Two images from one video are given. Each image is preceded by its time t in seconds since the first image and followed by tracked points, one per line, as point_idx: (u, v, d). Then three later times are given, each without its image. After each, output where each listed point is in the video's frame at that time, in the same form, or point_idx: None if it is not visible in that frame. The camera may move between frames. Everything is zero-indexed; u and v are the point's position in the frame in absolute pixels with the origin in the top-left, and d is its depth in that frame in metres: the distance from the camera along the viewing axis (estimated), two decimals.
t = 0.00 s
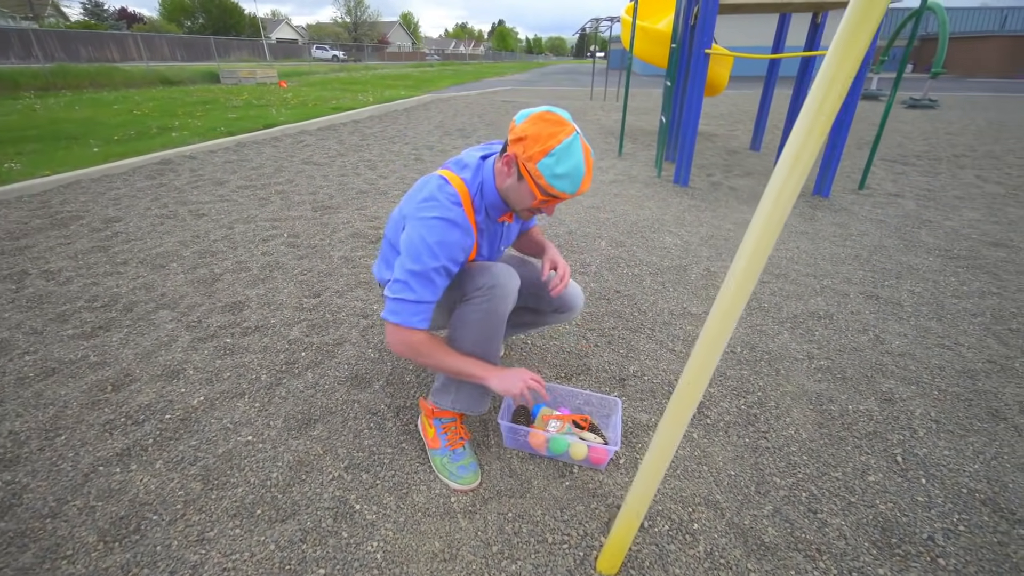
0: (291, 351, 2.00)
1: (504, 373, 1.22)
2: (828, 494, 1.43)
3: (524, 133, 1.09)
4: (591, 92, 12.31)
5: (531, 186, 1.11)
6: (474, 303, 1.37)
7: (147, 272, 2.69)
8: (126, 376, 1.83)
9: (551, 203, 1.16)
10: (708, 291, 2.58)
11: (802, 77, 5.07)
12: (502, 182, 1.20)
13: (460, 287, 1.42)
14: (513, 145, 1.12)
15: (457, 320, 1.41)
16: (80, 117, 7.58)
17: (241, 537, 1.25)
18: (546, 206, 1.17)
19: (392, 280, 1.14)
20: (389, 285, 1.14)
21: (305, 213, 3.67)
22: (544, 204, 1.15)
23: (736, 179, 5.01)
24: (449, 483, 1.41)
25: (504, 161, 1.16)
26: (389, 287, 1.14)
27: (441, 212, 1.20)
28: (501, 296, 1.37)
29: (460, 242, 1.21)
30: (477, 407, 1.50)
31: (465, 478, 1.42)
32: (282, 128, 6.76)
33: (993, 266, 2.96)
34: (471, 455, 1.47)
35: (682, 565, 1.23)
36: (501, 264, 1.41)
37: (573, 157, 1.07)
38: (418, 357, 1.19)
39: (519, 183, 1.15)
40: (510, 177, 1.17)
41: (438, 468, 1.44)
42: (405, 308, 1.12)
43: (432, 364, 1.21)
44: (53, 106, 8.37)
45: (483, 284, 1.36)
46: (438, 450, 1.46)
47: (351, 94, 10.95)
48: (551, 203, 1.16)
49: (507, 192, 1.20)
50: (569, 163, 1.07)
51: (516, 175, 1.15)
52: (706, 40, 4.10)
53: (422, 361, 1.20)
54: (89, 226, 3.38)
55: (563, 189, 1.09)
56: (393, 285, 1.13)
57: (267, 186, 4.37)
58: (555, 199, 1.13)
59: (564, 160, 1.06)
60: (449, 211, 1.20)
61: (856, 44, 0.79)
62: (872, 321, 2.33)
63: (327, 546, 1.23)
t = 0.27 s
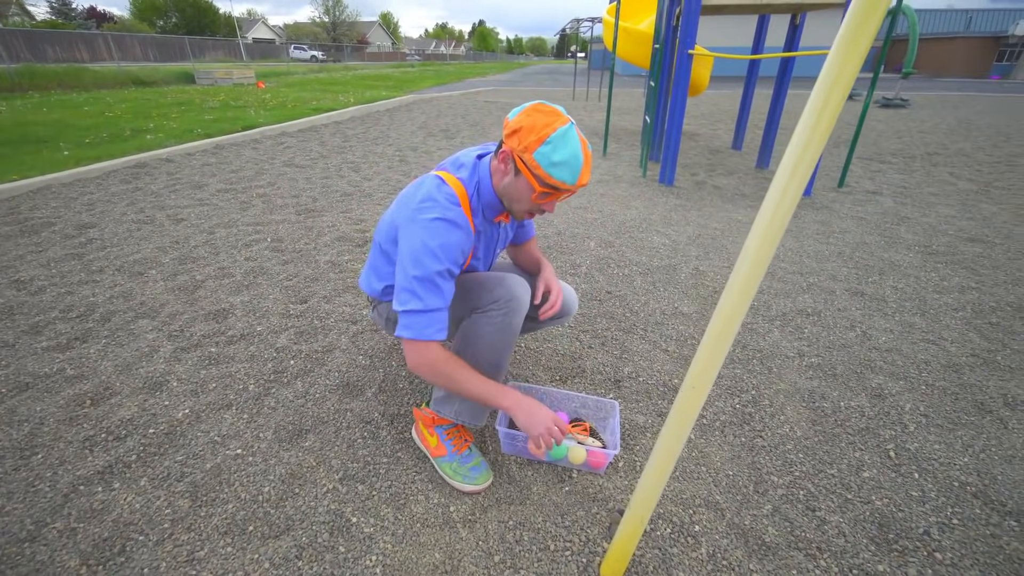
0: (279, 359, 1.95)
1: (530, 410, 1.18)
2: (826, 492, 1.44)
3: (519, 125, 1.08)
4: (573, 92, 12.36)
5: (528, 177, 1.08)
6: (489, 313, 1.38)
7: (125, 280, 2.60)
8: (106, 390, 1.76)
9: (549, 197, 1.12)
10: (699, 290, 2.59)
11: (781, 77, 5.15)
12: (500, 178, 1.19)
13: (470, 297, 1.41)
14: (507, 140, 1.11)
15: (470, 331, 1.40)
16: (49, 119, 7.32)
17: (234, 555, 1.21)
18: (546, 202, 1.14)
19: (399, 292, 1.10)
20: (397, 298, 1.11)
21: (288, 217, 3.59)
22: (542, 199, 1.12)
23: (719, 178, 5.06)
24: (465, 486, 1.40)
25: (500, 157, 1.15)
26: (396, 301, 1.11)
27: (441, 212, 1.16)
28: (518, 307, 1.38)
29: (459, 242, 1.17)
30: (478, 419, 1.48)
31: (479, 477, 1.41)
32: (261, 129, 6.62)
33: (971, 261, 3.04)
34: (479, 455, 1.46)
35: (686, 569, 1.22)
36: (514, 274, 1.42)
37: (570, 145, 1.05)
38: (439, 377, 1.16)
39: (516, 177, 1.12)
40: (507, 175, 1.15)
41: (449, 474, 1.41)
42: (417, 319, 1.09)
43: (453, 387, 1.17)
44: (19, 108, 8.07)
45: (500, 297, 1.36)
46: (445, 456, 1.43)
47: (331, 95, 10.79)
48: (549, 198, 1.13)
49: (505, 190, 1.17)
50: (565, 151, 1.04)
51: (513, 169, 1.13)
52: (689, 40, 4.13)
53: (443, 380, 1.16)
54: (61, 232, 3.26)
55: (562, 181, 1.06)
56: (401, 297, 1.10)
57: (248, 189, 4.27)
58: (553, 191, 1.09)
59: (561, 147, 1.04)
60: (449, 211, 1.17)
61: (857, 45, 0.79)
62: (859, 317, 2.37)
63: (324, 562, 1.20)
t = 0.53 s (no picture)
0: (270, 368, 1.91)
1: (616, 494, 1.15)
2: (824, 492, 1.45)
3: (530, 162, 1.03)
4: (560, 92, 12.38)
5: (541, 216, 1.04)
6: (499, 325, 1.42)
7: (106, 287, 2.53)
8: (89, 403, 1.70)
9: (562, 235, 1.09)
10: (692, 291, 2.60)
11: (766, 78, 5.20)
12: (508, 213, 1.14)
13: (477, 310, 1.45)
14: (517, 176, 1.06)
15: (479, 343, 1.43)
16: (23, 120, 7.11)
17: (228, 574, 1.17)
18: (558, 238, 1.10)
19: (471, 355, 1.05)
20: (471, 360, 1.06)
21: (275, 221, 3.53)
22: (557, 237, 1.09)
23: (707, 178, 5.10)
24: (465, 496, 1.37)
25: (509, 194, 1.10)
26: (473, 363, 1.06)
27: (479, 266, 1.09)
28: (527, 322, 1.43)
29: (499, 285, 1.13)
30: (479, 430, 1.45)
31: (479, 487, 1.39)
32: (245, 131, 6.51)
33: (954, 259, 3.10)
34: (479, 464, 1.44)
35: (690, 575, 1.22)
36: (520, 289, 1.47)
37: (583, 181, 1.02)
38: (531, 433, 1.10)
39: (528, 216, 1.08)
40: (518, 213, 1.11)
41: (448, 484, 1.39)
42: (504, 377, 1.05)
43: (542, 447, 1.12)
44: None
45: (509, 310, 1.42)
46: (444, 467, 1.41)
47: (316, 95, 10.65)
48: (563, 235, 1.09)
49: (516, 228, 1.13)
50: (580, 189, 1.01)
51: (523, 209, 1.08)
52: (676, 41, 4.15)
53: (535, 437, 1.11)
54: (38, 238, 3.15)
55: (577, 218, 1.03)
56: (477, 359, 1.05)
57: (232, 192, 4.19)
58: (568, 230, 1.06)
59: (575, 184, 1.01)
60: (481, 263, 1.10)
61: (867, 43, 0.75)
62: (849, 316, 2.40)
63: None
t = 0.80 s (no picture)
0: (262, 377, 1.86)
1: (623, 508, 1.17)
2: (825, 492, 1.46)
3: (551, 186, 1.02)
4: (546, 92, 12.40)
5: (565, 243, 1.03)
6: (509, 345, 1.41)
7: (88, 295, 2.45)
8: (74, 417, 1.64)
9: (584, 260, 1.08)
10: (686, 292, 2.61)
11: (752, 78, 5.26)
12: (524, 237, 1.12)
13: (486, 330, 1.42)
14: (538, 200, 1.04)
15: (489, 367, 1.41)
16: None
17: None
18: (577, 264, 1.09)
19: (474, 387, 1.05)
20: (473, 392, 1.05)
21: (262, 224, 3.47)
22: (579, 263, 1.08)
23: (695, 178, 5.14)
24: (467, 505, 1.35)
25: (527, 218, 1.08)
26: (476, 396, 1.05)
27: (484, 294, 1.06)
28: (539, 344, 1.42)
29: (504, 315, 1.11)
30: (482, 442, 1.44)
31: (482, 496, 1.37)
32: (228, 132, 6.39)
33: (938, 257, 3.16)
34: (482, 473, 1.41)
35: None
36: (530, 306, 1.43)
37: (608, 207, 1.01)
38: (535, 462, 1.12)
39: (548, 241, 1.07)
40: (536, 237, 1.09)
41: (450, 494, 1.37)
42: (506, 411, 1.05)
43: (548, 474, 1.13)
44: None
45: (520, 332, 1.40)
46: (445, 476, 1.38)
47: (300, 96, 10.51)
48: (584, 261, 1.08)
49: (533, 252, 1.11)
50: (604, 214, 1.00)
51: (543, 234, 1.07)
52: (664, 42, 4.17)
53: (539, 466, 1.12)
54: (15, 245, 3.05)
55: (602, 246, 1.02)
56: (480, 393, 1.04)
57: (217, 196, 4.10)
58: (591, 256, 1.05)
59: (600, 211, 1.00)
60: (488, 289, 1.07)
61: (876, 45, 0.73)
62: (840, 314, 2.43)
63: None
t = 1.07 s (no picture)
0: (256, 382, 1.83)
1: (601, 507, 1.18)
2: (825, 488, 1.47)
3: (558, 187, 0.99)
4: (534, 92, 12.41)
5: (571, 244, 1.02)
6: (510, 363, 1.38)
7: (73, 301, 2.39)
8: (62, 427, 1.60)
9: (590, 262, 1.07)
10: (680, 290, 2.62)
11: (740, 77, 5.30)
12: (528, 240, 1.11)
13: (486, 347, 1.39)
14: (544, 201, 1.02)
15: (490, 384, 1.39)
16: None
17: None
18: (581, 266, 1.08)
19: (447, 399, 1.04)
20: (447, 403, 1.05)
21: (251, 227, 3.41)
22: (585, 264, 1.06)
23: (685, 177, 5.17)
24: (470, 510, 1.34)
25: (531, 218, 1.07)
26: (449, 407, 1.05)
27: (477, 302, 1.03)
28: (539, 360, 1.39)
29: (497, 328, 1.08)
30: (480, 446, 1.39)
31: (485, 500, 1.36)
32: (213, 134, 6.29)
33: (925, 253, 3.21)
34: (484, 476, 1.40)
35: None
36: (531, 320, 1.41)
37: (616, 209, 1.01)
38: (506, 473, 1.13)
39: (553, 242, 1.05)
40: (541, 239, 1.07)
41: (452, 499, 1.35)
42: (475, 426, 1.04)
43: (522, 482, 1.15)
44: None
45: (519, 348, 1.36)
46: (447, 481, 1.37)
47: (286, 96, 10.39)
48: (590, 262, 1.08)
49: (537, 255, 1.10)
50: (612, 216, 1.00)
51: (548, 235, 1.05)
52: (653, 42, 4.19)
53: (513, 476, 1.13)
54: None
55: (610, 246, 1.01)
56: (451, 405, 1.04)
57: (204, 198, 4.03)
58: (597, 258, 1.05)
59: (607, 212, 0.99)
60: (482, 297, 1.04)
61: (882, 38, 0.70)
62: (833, 311, 2.46)
63: None
